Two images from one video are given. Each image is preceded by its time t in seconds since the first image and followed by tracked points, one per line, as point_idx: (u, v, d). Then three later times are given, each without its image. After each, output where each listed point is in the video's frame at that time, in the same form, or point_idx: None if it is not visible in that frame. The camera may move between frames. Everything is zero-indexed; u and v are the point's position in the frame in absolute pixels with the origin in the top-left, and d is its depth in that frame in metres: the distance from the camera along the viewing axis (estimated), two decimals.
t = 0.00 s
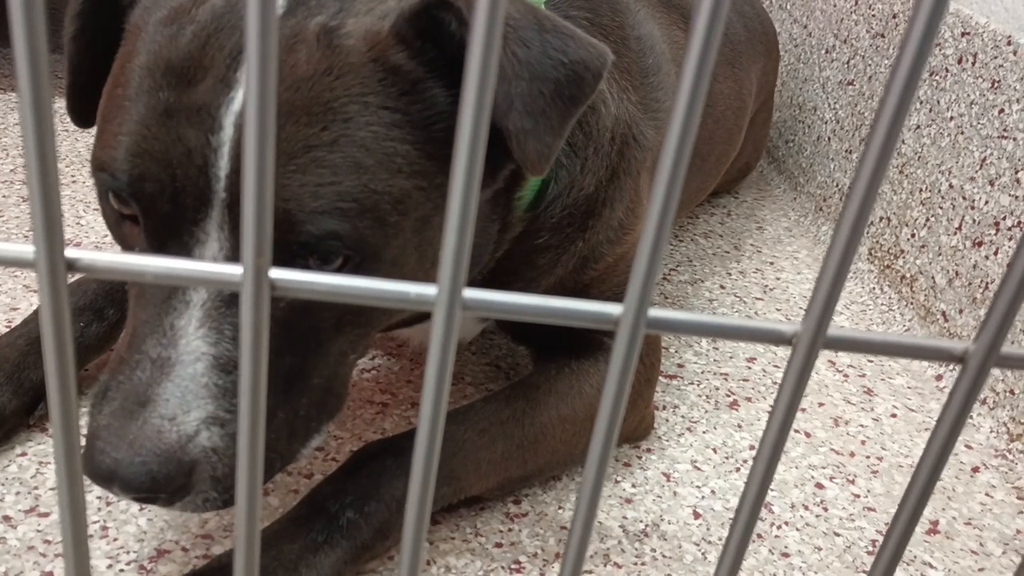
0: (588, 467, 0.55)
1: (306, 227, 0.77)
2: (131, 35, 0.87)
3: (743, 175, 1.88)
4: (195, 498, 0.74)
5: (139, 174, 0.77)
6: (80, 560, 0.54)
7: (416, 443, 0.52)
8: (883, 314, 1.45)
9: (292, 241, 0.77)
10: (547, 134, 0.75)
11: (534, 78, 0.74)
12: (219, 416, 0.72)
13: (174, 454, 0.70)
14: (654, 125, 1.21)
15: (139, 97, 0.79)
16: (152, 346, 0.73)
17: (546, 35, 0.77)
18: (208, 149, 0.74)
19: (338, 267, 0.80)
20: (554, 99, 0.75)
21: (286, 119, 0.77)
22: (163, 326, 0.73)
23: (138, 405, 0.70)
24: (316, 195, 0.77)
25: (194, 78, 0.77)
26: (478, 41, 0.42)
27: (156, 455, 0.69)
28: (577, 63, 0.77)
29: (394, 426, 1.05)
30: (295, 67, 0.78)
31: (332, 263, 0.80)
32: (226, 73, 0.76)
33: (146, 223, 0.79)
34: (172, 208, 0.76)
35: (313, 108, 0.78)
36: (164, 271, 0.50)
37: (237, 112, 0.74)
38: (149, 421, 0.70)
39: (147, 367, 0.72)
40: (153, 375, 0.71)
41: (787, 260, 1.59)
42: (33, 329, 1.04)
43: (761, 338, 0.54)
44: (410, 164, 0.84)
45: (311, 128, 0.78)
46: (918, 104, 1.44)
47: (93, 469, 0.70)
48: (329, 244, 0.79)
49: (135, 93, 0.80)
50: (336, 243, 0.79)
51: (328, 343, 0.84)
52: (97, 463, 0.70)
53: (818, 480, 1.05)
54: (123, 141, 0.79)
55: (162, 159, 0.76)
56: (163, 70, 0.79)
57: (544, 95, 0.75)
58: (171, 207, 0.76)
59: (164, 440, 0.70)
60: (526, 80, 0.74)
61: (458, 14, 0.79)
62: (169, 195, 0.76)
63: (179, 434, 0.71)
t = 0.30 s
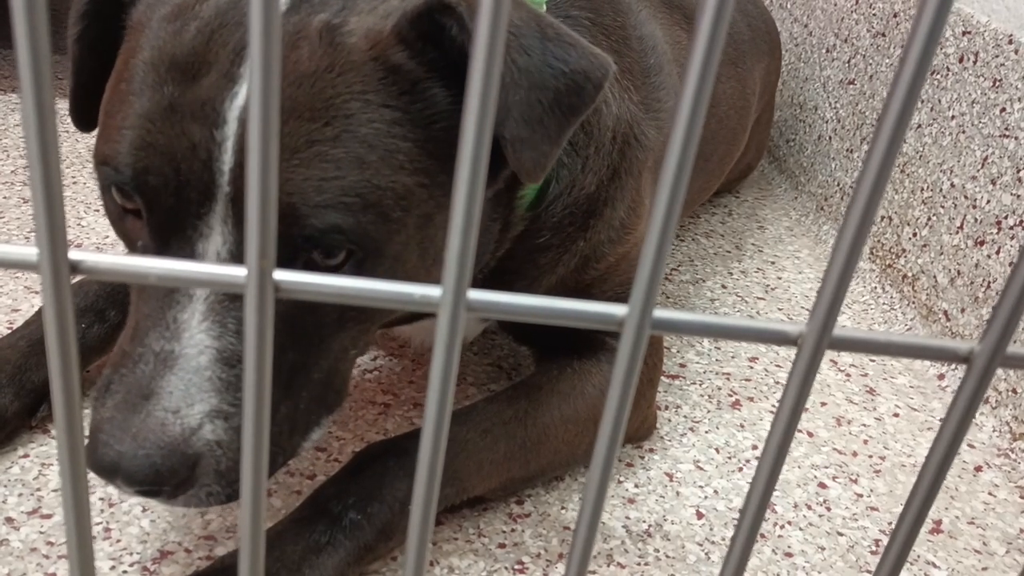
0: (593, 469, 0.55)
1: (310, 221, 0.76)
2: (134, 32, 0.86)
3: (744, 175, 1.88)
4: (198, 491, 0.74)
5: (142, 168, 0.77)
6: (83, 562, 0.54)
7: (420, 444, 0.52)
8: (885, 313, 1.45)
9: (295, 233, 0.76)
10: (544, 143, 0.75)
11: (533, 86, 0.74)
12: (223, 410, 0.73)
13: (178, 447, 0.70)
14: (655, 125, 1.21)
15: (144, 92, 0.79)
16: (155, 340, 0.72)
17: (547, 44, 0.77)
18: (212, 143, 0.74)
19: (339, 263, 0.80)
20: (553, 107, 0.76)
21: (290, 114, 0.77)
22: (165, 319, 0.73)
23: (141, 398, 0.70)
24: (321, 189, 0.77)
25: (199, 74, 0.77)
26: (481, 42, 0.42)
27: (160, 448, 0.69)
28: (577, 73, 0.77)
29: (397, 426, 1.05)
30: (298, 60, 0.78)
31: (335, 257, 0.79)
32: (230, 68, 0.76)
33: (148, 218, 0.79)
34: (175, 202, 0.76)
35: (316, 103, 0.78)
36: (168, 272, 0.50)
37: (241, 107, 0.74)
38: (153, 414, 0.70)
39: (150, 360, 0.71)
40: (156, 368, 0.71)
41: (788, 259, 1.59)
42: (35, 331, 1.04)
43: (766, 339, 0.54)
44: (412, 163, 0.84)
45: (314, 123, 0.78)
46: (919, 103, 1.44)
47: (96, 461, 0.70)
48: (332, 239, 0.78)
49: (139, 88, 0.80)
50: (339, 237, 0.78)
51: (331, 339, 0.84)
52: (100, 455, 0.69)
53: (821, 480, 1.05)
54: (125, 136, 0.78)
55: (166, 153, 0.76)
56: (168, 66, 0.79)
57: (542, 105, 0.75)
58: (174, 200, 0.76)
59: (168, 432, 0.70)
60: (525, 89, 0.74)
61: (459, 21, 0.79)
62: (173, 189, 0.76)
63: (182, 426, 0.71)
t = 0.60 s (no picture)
0: (589, 467, 0.55)
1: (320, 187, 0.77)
2: (136, 12, 0.87)
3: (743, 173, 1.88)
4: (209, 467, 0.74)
5: (145, 142, 0.77)
6: (79, 562, 0.54)
7: (416, 442, 0.52)
8: (883, 312, 1.45)
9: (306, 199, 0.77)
10: (553, 123, 0.75)
11: (544, 67, 0.75)
12: (232, 379, 0.72)
13: (186, 418, 0.70)
14: (654, 120, 1.21)
15: (147, 68, 0.79)
16: (160, 312, 0.72)
17: (556, 26, 0.78)
18: (217, 117, 0.74)
19: (348, 232, 0.81)
20: (563, 88, 0.76)
21: (295, 86, 0.77)
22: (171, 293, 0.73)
23: (148, 369, 0.70)
24: (329, 157, 0.78)
25: (202, 50, 0.77)
26: (479, 39, 0.42)
27: (167, 419, 0.69)
28: (586, 54, 0.78)
29: (394, 424, 1.05)
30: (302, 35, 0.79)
31: (344, 227, 0.80)
32: (233, 44, 0.77)
33: (151, 192, 0.79)
34: (179, 177, 0.76)
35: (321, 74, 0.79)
36: (166, 268, 0.50)
37: (244, 83, 0.74)
38: (160, 385, 0.70)
39: (157, 331, 0.71)
40: (163, 340, 0.71)
41: (786, 258, 1.59)
42: (32, 329, 1.04)
43: (763, 337, 0.54)
44: (419, 135, 0.85)
45: (321, 94, 0.78)
46: (918, 102, 1.44)
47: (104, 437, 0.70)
48: (342, 206, 0.79)
49: (143, 65, 0.80)
50: (349, 205, 0.79)
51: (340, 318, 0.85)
52: (108, 430, 0.69)
53: (819, 478, 1.05)
54: (129, 112, 0.79)
55: (169, 128, 0.76)
56: (171, 43, 0.79)
57: (552, 85, 0.76)
58: (177, 174, 0.76)
59: (176, 403, 0.70)
60: (536, 68, 0.75)
61: None
62: (175, 163, 0.76)
63: (190, 398, 0.70)
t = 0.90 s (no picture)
0: (589, 467, 0.55)
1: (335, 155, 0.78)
2: None
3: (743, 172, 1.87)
4: (220, 442, 0.74)
5: (155, 114, 0.78)
6: (78, 562, 0.54)
7: (416, 441, 0.52)
8: (883, 313, 1.45)
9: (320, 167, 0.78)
10: (559, 78, 0.76)
11: (543, 20, 0.75)
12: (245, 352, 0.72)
13: (198, 389, 0.70)
14: (656, 117, 1.21)
15: (156, 41, 0.80)
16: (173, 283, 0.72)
17: None
18: (227, 87, 0.75)
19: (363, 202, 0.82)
20: (564, 41, 0.76)
21: (302, 55, 0.78)
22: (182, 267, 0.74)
23: (161, 340, 0.70)
24: (340, 125, 0.78)
25: (212, 22, 0.78)
26: (479, 37, 0.42)
27: (179, 390, 0.69)
28: (579, 7, 0.79)
29: (394, 424, 1.04)
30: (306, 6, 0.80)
31: (356, 197, 0.82)
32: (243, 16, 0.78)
33: (161, 165, 0.79)
34: (189, 149, 0.77)
35: (327, 44, 0.80)
36: (165, 267, 0.50)
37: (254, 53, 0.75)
38: (173, 355, 0.70)
39: (169, 303, 0.71)
40: (176, 310, 0.71)
41: (786, 258, 1.59)
42: (32, 327, 1.04)
43: (764, 337, 0.54)
44: (428, 102, 0.86)
45: (329, 61, 0.79)
46: (918, 102, 1.44)
47: (116, 408, 0.70)
48: (354, 174, 0.80)
49: (152, 38, 0.80)
50: (361, 172, 0.80)
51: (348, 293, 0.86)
52: (120, 401, 0.69)
53: (819, 478, 1.05)
54: (139, 85, 0.79)
55: (179, 99, 0.77)
56: (180, 16, 0.80)
57: (553, 38, 0.76)
58: (187, 145, 0.77)
59: (189, 373, 0.70)
60: (535, 22, 0.75)
61: None
62: (186, 135, 0.77)
63: (203, 368, 0.70)
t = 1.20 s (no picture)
0: (590, 467, 0.55)
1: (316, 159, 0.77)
2: None
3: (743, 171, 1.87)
4: (186, 436, 0.74)
5: (140, 108, 0.78)
6: (78, 561, 0.54)
7: (417, 441, 0.52)
8: (883, 313, 1.45)
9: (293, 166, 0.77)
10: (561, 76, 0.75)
11: (545, 16, 0.75)
12: (214, 346, 0.72)
13: (166, 381, 0.70)
14: (656, 117, 1.21)
15: (145, 36, 0.80)
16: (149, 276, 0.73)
17: None
18: (207, 81, 0.75)
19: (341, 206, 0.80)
20: (565, 39, 0.76)
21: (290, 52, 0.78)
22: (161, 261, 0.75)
23: (132, 330, 0.70)
24: (323, 128, 0.78)
25: (199, 18, 0.78)
26: (481, 37, 0.41)
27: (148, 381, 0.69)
28: (584, 4, 0.78)
29: (394, 424, 1.04)
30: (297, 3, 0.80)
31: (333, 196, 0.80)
32: (230, 12, 0.77)
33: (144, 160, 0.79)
34: (170, 144, 0.77)
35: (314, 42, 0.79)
36: (166, 266, 0.50)
37: (239, 49, 0.75)
38: (143, 346, 0.70)
39: (143, 294, 0.71)
40: (149, 301, 0.71)
41: (786, 258, 1.59)
42: (32, 327, 1.04)
43: (764, 338, 0.54)
44: (415, 104, 0.85)
45: (315, 59, 0.79)
46: (919, 102, 1.44)
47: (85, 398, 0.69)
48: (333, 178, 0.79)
49: (142, 33, 0.81)
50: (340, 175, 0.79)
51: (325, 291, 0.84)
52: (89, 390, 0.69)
53: (819, 478, 1.05)
54: (126, 81, 0.80)
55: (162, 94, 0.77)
56: (170, 11, 0.80)
57: (556, 36, 0.76)
58: (169, 139, 0.77)
59: (159, 364, 0.69)
60: (537, 19, 0.75)
61: None
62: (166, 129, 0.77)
63: (172, 360, 0.71)
